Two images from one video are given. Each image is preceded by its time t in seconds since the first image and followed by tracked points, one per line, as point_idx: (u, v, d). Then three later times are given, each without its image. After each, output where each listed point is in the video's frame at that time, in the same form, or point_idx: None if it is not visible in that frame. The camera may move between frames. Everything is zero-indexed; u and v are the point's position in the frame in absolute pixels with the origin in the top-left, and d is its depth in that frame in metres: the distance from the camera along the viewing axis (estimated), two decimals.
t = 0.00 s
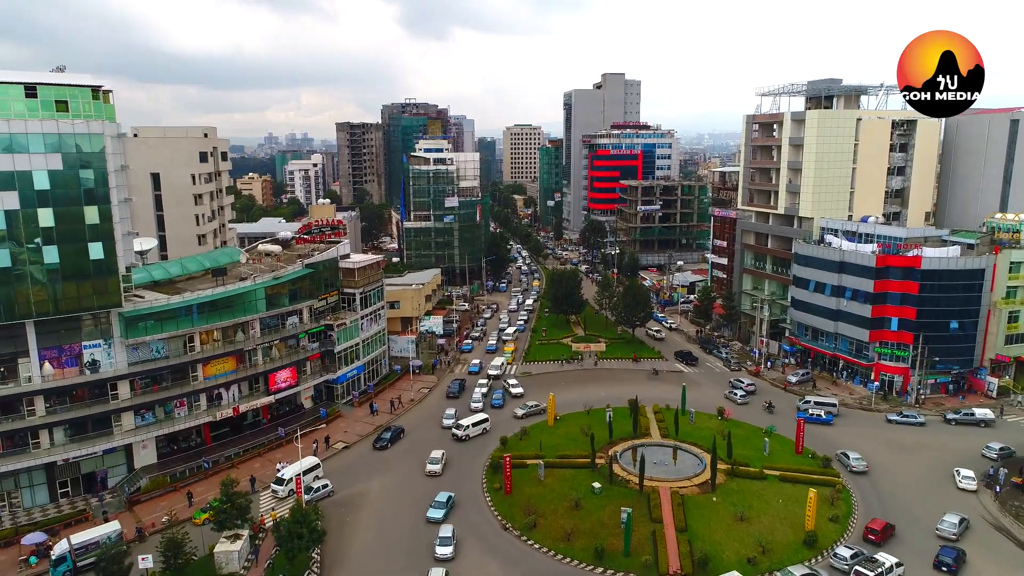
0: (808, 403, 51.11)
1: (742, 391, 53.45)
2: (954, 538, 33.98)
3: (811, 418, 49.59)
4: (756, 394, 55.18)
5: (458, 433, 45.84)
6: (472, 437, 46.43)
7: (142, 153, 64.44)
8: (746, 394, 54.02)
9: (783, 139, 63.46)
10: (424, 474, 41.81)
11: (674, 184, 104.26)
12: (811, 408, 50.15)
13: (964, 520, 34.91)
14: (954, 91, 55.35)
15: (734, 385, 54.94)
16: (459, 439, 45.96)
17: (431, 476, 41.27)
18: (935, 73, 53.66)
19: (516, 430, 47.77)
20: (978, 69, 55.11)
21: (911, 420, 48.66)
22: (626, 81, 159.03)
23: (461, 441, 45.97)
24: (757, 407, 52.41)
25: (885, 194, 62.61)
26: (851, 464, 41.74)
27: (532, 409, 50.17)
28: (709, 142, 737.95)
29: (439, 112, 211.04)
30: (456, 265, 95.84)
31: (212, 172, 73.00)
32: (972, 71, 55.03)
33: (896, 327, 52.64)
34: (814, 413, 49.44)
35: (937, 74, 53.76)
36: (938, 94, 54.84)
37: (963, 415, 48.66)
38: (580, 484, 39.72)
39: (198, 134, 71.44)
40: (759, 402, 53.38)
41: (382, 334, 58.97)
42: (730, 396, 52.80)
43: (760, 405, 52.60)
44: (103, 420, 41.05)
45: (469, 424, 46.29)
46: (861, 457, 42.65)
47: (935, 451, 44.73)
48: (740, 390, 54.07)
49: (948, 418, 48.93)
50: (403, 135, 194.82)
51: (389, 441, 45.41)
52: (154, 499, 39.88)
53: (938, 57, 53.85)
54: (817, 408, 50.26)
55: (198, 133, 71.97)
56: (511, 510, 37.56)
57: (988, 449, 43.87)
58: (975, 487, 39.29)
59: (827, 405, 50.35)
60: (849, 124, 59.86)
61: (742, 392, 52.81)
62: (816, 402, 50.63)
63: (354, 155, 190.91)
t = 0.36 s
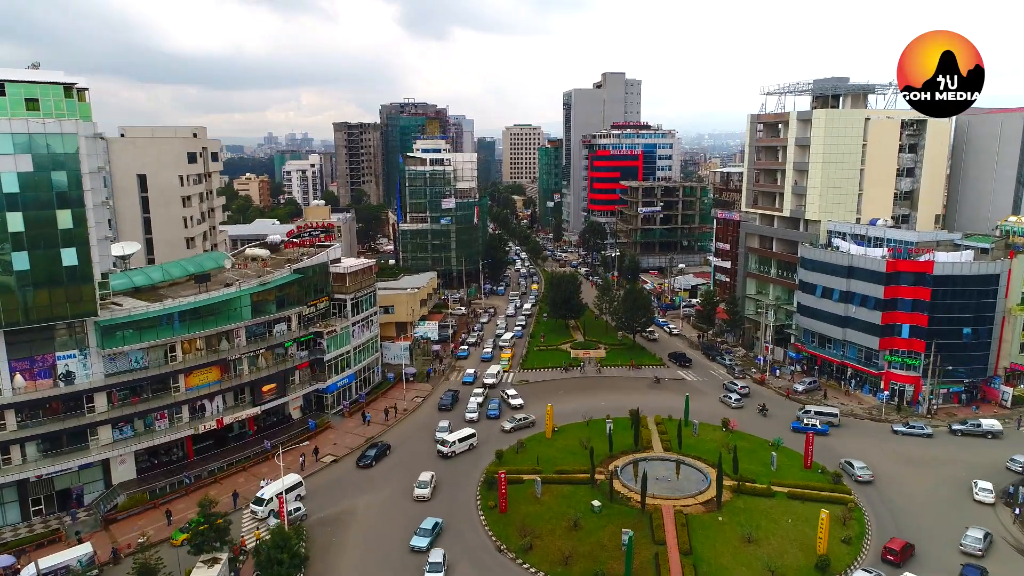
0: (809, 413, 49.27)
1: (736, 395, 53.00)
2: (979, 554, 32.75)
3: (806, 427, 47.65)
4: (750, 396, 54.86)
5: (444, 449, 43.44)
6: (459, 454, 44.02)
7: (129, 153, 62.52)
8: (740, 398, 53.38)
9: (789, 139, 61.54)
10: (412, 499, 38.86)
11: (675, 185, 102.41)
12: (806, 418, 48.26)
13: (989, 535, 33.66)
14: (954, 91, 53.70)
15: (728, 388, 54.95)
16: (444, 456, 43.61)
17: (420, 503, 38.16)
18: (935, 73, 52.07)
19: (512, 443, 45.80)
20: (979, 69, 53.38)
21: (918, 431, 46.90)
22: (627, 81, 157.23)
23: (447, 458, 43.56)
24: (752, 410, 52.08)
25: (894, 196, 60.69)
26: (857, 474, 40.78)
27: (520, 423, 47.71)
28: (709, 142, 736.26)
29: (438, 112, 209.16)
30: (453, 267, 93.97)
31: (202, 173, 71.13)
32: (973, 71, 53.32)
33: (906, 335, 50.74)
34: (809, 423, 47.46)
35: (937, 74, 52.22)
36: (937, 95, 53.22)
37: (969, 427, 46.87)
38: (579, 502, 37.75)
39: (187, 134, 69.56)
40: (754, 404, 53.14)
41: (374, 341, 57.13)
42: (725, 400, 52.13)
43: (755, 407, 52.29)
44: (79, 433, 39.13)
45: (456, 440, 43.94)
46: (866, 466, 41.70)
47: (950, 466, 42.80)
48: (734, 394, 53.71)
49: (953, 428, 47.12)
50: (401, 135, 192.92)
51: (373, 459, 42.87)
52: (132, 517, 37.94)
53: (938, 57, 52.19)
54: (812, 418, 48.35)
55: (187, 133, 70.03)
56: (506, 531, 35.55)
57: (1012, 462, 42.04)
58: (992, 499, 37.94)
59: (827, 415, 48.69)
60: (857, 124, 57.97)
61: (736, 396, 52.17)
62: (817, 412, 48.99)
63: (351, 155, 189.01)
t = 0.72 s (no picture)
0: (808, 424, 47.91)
1: (732, 397, 52.56)
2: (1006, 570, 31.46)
3: (800, 438, 46.27)
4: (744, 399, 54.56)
5: (428, 467, 41.15)
6: (444, 472, 41.78)
7: (114, 154, 60.69)
8: (734, 400, 53.09)
9: (795, 140, 59.64)
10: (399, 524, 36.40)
11: (677, 186, 100.53)
12: (800, 428, 46.96)
13: (1015, 550, 32.43)
14: (954, 91, 52.39)
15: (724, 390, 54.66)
16: (428, 475, 41.37)
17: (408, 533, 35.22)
18: (935, 73, 50.95)
19: (508, 456, 43.91)
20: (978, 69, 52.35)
21: (926, 444, 45.20)
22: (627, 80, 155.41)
23: (432, 476, 41.35)
24: (749, 413, 51.56)
25: (904, 198, 58.82)
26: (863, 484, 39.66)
27: (509, 437, 45.37)
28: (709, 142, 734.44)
29: (436, 112, 207.21)
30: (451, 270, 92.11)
31: (191, 174, 69.30)
32: (972, 71, 52.30)
33: (918, 343, 48.93)
34: (802, 433, 46.10)
35: (936, 74, 51.18)
36: (936, 96, 52.11)
37: (976, 438, 45.19)
38: (579, 522, 35.89)
39: (175, 134, 67.77)
40: (749, 408, 52.61)
41: (367, 347, 55.30)
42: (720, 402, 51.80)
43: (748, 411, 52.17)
44: (55, 448, 37.27)
45: (441, 458, 41.65)
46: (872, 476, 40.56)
47: (967, 481, 40.95)
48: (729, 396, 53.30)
49: (959, 441, 45.52)
50: (400, 135, 191.04)
51: (357, 478, 40.53)
52: (109, 537, 36.07)
53: (937, 57, 51.04)
54: (806, 428, 46.99)
55: (176, 133, 68.12)
56: (501, 551, 33.65)
57: None
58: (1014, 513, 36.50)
59: (826, 426, 47.50)
60: (866, 124, 56.09)
61: (732, 400, 51.66)
62: (816, 422, 47.70)
63: (349, 155, 187.16)
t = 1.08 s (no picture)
0: (808, 433, 46.52)
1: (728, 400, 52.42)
2: None
3: (794, 447, 44.68)
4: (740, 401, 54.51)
5: (414, 485, 39.22)
6: (432, 488, 39.98)
7: (102, 155, 59.18)
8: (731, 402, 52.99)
9: (801, 140, 58.07)
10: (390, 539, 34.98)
11: (679, 187, 98.97)
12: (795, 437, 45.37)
13: None
14: (954, 91, 52.60)
15: (720, 391, 54.82)
16: (414, 492, 39.43)
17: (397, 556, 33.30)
18: (933, 73, 51.27)
19: (505, 469, 42.31)
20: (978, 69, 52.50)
21: (936, 455, 43.67)
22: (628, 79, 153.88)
23: (418, 493, 39.51)
24: (754, 422, 49.97)
25: (913, 200, 57.31)
26: (869, 493, 38.41)
27: (500, 450, 43.45)
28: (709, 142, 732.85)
29: (435, 112, 205.65)
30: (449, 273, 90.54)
31: (182, 175, 67.75)
32: (973, 71, 52.51)
33: (930, 350, 47.33)
34: (796, 442, 44.44)
35: (934, 75, 51.61)
36: (933, 96, 52.35)
37: (983, 448, 43.78)
38: (579, 540, 34.29)
39: (166, 135, 66.24)
40: (745, 409, 52.50)
41: (361, 354, 53.72)
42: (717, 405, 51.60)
43: (745, 412, 51.94)
44: (32, 463, 35.66)
45: (429, 473, 39.84)
46: (879, 485, 39.35)
47: (983, 494, 39.37)
48: (725, 399, 53.21)
49: (968, 450, 44.07)
50: (399, 135, 189.53)
51: (343, 496, 38.60)
52: (88, 556, 34.45)
53: (937, 57, 51.33)
54: (801, 438, 45.40)
55: (166, 133, 66.58)
56: (498, 571, 32.05)
57: None
58: None
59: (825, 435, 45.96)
60: (875, 123, 54.51)
61: (728, 403, 51.46)
62: (815, 431, 46.16)
63: (347, 155, 185.61)
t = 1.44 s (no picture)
0: (804, 442, 45.08)
1: (725, 401, 52.12)
2: None
3: (786, 458, 43.37)
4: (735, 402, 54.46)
5: (399, 506, 37.02)
6: (416, 509, 37.74)
7: (89, 156, 57.39)
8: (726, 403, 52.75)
9: (809, 140, 56.31)
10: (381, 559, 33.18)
11: (682, 188, 97.21)
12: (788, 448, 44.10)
13: None
14: (954, 91, 49.54)
15: (715, 392, 54.69)
16: (398, 515, 37.17)
17: None
18: (935, 73, 48.06)
19: (504, 483, 40.54)
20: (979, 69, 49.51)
21: (948, 467, 42.00)
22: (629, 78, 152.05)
23: (402, 515, 37.25)
24: (761, 432, 48.29)
25: (925, 202, 55.69)
26: (878, 504, 37.27)
27: (491, 466, 41.37)
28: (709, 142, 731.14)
29: (435, 111, 203.89)
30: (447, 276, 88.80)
31: (173, 176, 66.03)
32: (973, 71, 49.48)
33: (945, 358, 45.59)
34: (790, 453, 43.20)
35: (935, 74, 48.22)
36: (934, 97, 49.04)
37: (990, 460, 42.30)
38: (581, 561, 32.51)
39: (156, 135, 64.51)
40: (741, 411, 52.24)
41: (355, 361, 52.03)
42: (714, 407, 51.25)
43: (741, 412, 51.96)
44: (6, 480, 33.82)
45: (414, 494, 37.56)
46: (887, 496, 38.23)
47: (1003, 511, 37.61)
48: (721, 400, 52.99)
49: (975, 463, 42.51)
50: (397, 135, 187.96)
51: (326, 518, 36.34)
52: None
53: (936, 56, 48.18)
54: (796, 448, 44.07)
55: (156, 133, 64.86)
56: None
57: None
58: None
59: (824, 444, 44.66)
60: (886, 123, 52.78)
61: (725, 404, 51.16)
62: (812, 441, 44.73)
63: (345, 156, 183.83)
